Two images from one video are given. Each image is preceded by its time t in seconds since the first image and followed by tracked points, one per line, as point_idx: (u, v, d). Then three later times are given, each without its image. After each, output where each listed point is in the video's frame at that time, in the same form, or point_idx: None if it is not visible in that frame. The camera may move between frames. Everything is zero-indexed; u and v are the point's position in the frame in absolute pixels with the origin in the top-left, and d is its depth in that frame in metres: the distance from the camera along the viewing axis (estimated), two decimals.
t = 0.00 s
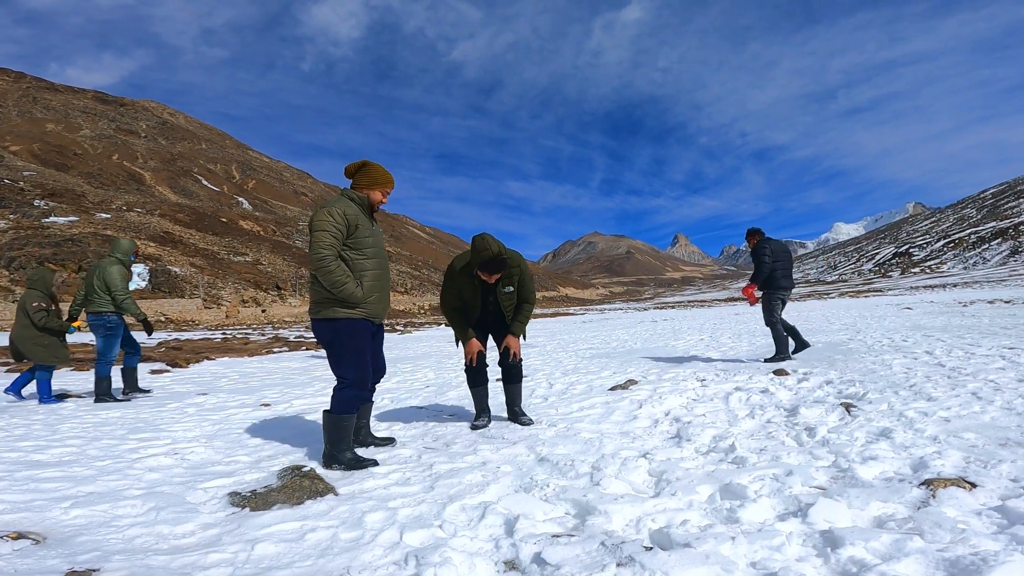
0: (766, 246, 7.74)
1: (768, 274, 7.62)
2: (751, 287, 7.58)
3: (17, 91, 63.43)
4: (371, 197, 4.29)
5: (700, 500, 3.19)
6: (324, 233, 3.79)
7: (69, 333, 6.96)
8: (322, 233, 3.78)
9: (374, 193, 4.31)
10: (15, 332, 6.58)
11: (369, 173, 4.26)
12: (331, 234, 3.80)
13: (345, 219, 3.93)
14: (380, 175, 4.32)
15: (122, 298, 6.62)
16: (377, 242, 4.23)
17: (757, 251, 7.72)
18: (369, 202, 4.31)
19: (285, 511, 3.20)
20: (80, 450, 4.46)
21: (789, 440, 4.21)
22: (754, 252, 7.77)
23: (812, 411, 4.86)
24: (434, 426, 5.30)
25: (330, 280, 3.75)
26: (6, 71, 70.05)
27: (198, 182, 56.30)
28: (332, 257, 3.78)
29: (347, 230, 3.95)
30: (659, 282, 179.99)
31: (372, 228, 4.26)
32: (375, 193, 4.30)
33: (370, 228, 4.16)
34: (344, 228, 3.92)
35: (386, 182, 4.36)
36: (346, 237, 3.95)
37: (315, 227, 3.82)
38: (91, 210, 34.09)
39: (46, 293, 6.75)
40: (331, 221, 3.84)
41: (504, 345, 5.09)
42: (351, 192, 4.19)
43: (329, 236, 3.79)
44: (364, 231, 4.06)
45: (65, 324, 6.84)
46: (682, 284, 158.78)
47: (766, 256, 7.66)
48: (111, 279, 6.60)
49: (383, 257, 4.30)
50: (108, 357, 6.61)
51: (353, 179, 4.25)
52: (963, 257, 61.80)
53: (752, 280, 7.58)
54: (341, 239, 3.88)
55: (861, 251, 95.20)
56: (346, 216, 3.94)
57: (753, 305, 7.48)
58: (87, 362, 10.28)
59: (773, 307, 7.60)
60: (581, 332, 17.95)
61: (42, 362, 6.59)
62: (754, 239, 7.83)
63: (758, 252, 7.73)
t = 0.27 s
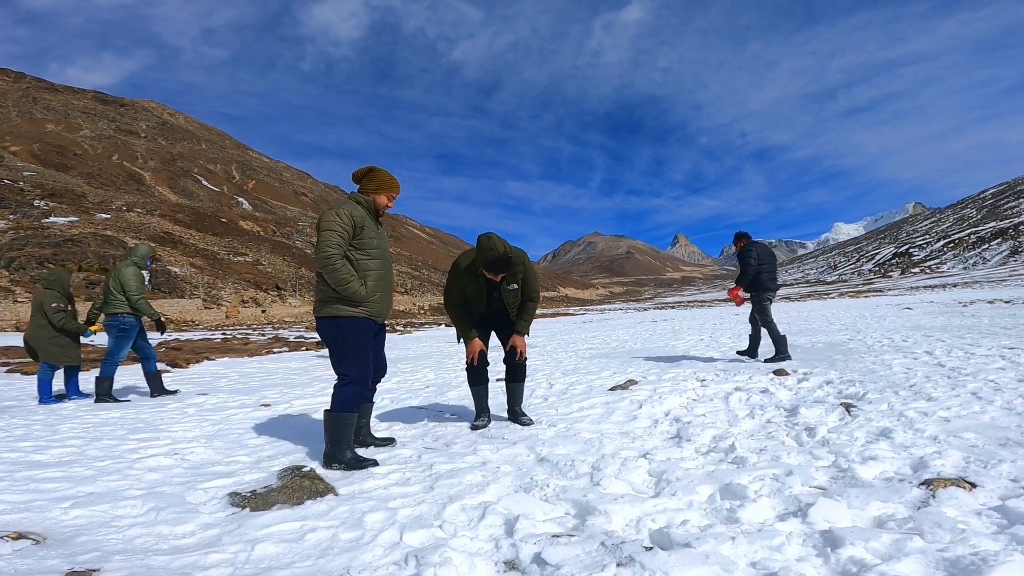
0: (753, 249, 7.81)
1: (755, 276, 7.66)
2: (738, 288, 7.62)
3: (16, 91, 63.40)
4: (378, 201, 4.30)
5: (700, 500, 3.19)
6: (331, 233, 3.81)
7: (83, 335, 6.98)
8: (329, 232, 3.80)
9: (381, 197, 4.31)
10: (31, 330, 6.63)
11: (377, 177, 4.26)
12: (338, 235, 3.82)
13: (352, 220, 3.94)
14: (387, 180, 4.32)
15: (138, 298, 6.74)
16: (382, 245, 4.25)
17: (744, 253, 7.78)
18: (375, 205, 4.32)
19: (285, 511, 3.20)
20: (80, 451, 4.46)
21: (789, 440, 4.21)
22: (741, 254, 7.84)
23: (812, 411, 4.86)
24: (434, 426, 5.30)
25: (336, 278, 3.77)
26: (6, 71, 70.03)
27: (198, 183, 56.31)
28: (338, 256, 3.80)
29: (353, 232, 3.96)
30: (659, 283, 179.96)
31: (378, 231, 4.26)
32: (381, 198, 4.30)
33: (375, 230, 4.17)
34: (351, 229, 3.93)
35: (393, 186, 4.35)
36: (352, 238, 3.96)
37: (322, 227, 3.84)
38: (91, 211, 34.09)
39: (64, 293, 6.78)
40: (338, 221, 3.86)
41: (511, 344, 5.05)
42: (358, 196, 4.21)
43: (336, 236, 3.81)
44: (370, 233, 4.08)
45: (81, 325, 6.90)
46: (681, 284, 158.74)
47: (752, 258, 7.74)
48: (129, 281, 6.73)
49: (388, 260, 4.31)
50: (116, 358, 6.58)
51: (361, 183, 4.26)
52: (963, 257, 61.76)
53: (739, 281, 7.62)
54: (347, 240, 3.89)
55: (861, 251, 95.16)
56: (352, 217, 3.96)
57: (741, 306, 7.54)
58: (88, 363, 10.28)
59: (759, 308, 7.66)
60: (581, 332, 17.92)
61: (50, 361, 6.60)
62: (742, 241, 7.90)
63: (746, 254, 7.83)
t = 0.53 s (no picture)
0: (739, 252, 8.02)
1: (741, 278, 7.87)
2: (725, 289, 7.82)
3: (16, 90, 63.26)
4: (380, 202, 4.30)
5: (700, 499, 3.19)
6: (334, 230, 3.81)
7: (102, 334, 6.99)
8: (332, 229, 3.81)
9: (384, 198, 4.32)
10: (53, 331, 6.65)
11: (380, 179, 4.28)
12: (340, 232, 3.82)
13: (355, 219, 3.95)
14: (390, 181, 4.34)
15: (157, 294, 6.89)
16: (384, 244, 4.24)
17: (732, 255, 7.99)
18: (378, 206, 4.32)
19: (285, 511, 3.19)
20: (79, 450, 4.44)
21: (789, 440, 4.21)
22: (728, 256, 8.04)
23: (812, 410, 4.85)
24: (434, 425, 5.29)
25: (338, 275, 3.76)
26: (5, 70, 69.83)
27: (198, 181, 56.24)
28: (341, 253, 3.79)
29: (355, 230, 3.96)
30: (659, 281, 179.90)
31: (380, 231, 4.27)
32: (384, 200, 4.30)
33: (378, 229, 4.18)
34: (353, 228, 3.94)
35: (395, 188, 4.36)
36: (354, 237, 3.96)
37: (324, 224, 3.84)
38: (91, 209, 34.03)
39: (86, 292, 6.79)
40: (341, 219, 3.86)
41: (511, 345, 5.00)
42: (360, 196, 4.20)
43: (339, 233, 3.80)
44: (372, 232, 4.08)
45: (103, 324, 6.99)
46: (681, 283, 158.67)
47: (740, 261, 7.94)
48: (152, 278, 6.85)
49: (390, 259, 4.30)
50: (147, 356, 6.80)
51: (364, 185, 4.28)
52: (963, 256, 61.68)
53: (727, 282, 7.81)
54: (350, 237, 3.90)
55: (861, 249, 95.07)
56: (354, 216, 3.96)
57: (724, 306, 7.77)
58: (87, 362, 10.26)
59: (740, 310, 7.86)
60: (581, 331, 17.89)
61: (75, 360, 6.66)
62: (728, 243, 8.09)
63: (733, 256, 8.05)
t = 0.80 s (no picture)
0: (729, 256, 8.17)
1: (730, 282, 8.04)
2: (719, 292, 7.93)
3: (17, 91, 63.33)
4: (380, 203, 4.30)
5: (700, 500, 3.19)
6: (334, 230, 3.82)
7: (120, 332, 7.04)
8: (332, 230, 3.81)
9: (384, 198, 4.33)
10: (76, 334, 6.67)
11: (380, 180, 4.29)
12: (340, 232, 3.83)
13: (354, 220, 3.96)
14: (390, 183, 4.35)
15: (167, 293, 6.96)
16: (385, 245, 4.25)
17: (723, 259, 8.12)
18: (378, 207, 4.32)
19: (285, 511, 3.20)
20: (80, 451, 4.46)
21: (789, 441, 4.21)
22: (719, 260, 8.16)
23: (812, 411, 4.86)
24: (434, 426, 5.29)
25: (338, 274, 3.76)
26: (6, 71, 69.90)
27: (198, 183, 56.29)
28: (341, 253, 3.80)
29: (355, 230, 3.97)
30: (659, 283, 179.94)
31: (381, 232, 4.27)
32: (384, 201, 4.31)
33: (378, 230, 4.18)
34: (353, 228, 3.95)
35: (395, 189, 4.37)
36: (354, 237, 3.97)
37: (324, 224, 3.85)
38: (91, 211, 34.06)
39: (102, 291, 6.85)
40: (341, 220, 3.87)
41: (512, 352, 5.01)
42: (361, 197, 4.21)
43: (339, 233, 3.82)
44: (372, 232, 4.09)
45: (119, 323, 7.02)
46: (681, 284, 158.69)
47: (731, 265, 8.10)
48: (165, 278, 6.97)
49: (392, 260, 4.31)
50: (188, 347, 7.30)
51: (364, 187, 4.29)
52: (963, 257, 61.72)
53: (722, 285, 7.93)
54: (350, 237, 3.90)
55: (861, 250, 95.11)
56: (354, 217, 3.97)
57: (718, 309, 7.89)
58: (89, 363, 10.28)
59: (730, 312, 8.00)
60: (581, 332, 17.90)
61: (102, 358, 6.74)
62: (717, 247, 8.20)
63: (721, 260, 8.24)
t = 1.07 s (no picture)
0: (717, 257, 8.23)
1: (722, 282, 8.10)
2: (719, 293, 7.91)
3: (16, 91, 63.26)
4: (380, 200, 4.30)
5: (700, 500, 3.19)
6: (333, 228, 3.82)
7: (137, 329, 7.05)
8: (330, 228, 3.82)
9: (384, 196, 4.32)
10: (93, 333, 6.67)
11: (380, 178, 4.29)
12: (339, 231, 3.83)
13: (353, 218, 3.96)
14: (390, 181, 4.35)
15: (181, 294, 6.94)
16: (384, 243, 4.25)
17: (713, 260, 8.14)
18: (378, 205, 4.32)
19: (285, 511, 3.19)
20: (79, 451, 4.45)
21: (789, 440, 4.21)
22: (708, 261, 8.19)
23: (812, 410, 4.86)
24: (434, 426, 5.29)
25: (336, 273, 3.76)
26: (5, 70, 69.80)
27: (198, 182, 56.27)
28: (339, 252, 3.80)
29: (355, 229, 3.97)
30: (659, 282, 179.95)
31: (381, 230, 4.27)
32: (384, 198, 4.30)
33: (377, 228, 4.17)
34: (352, 227, 3.95)
35: (395, 187, 4.37)
36: (353, 236, 3.97)
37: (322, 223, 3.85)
38: (91, 210, 34.04)
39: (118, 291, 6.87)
40: (339, 218, 3.87)
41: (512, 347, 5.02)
42: (361, 195, 4.21)
43: (338, 232, 3.81)
44: (371, 230, 4.08)
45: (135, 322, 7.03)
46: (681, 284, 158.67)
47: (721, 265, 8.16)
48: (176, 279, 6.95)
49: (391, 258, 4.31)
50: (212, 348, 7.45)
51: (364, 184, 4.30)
52: (963, 257, 61.71)
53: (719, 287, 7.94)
54: (349, 236, 3.90)
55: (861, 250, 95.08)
56: (354, 215, 3.97)
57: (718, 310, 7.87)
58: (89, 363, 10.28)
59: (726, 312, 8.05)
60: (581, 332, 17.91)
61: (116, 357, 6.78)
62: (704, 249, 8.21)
63: (709, 260, 8.26)
